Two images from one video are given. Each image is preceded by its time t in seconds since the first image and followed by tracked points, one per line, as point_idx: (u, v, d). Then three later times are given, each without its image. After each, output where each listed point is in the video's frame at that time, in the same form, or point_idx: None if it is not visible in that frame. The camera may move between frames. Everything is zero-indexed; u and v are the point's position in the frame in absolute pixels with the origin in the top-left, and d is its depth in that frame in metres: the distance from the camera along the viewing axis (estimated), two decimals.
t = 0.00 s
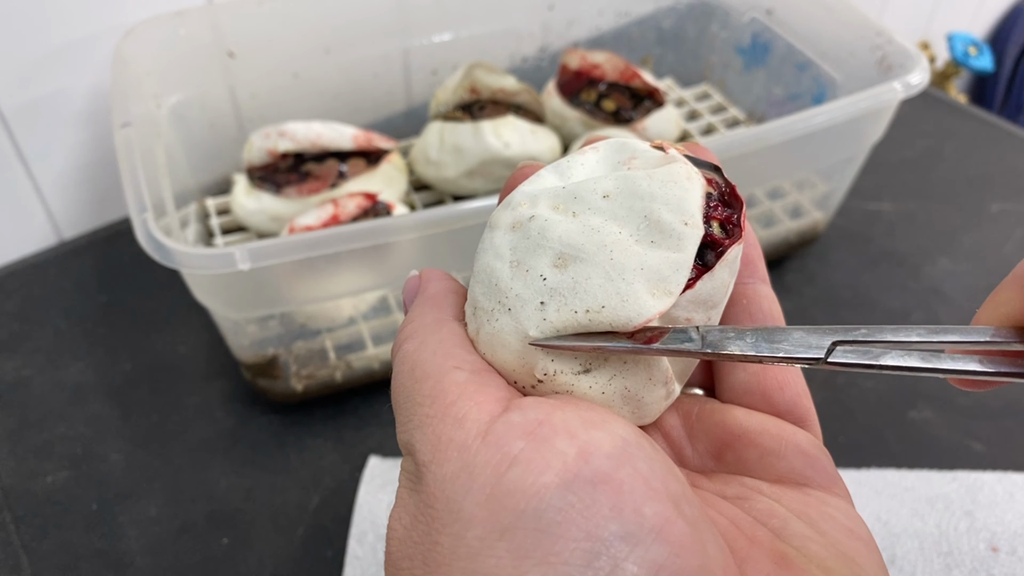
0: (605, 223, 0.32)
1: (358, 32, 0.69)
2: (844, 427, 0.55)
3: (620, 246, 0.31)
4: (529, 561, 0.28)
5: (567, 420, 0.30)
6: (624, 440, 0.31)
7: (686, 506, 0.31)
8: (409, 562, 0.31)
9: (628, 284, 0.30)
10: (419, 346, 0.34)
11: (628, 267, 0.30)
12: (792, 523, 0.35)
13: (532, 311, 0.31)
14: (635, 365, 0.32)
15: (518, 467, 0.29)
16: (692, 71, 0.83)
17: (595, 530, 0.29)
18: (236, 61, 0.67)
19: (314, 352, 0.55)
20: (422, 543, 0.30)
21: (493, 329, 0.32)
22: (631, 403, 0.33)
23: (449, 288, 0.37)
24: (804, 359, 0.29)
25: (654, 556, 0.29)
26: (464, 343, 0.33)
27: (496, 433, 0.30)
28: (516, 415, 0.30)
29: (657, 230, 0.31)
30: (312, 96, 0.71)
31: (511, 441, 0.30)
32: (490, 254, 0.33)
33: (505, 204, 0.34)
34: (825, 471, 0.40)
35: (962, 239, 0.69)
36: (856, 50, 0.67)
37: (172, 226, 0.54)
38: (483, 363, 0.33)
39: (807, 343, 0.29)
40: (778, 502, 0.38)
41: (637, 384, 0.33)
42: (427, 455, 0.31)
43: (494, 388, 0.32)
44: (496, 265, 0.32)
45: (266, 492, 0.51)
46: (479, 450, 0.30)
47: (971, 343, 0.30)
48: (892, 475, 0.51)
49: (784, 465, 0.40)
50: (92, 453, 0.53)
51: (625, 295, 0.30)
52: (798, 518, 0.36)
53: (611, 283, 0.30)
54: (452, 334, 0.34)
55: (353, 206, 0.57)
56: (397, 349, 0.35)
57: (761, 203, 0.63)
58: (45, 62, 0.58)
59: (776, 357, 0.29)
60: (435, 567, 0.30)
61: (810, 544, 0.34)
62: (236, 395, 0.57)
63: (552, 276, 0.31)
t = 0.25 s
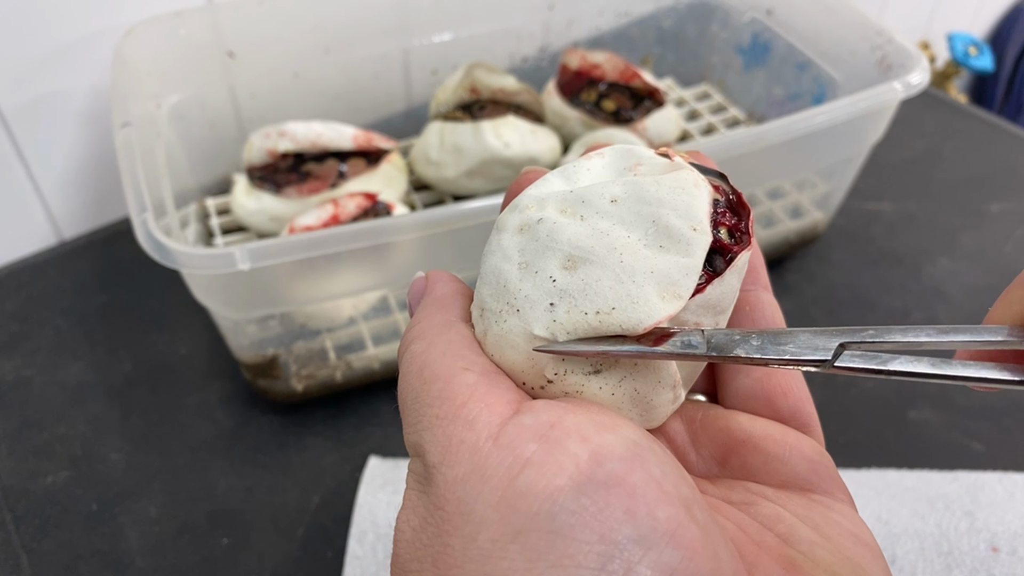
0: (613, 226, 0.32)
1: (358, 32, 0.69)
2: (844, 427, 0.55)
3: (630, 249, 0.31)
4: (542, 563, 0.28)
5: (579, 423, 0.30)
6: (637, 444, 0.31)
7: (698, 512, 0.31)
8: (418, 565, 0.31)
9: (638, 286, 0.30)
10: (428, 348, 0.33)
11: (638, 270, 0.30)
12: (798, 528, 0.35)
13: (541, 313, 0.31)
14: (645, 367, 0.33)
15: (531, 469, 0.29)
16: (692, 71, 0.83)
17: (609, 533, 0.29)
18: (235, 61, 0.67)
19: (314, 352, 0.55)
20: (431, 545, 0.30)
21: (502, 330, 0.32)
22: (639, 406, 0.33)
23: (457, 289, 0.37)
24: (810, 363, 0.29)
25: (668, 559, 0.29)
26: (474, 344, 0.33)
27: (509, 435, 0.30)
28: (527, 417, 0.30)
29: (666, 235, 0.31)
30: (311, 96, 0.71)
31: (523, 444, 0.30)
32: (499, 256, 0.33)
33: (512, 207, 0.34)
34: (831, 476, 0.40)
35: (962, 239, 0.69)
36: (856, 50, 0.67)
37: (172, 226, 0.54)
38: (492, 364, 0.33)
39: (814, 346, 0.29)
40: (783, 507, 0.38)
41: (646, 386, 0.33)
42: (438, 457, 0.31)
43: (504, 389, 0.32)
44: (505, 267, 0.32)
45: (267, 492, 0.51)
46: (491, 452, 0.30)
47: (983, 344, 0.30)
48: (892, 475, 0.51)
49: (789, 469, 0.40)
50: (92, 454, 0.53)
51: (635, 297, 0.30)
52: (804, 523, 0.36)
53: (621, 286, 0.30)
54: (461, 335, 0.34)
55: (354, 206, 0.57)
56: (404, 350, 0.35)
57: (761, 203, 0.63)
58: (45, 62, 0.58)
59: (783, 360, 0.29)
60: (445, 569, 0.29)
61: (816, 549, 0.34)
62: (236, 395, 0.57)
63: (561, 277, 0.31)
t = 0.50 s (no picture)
0: (610, 226, 0.32)
1: (358, 32, 0.69)
2: (844, 427, 0.55)
3: (628, 249, 0.31)
4: (532, 564, 0.28)
5: (567, 424, 0.30)
6: (628, 444, 0.31)
7: (688, 510, 0.31)
8: (409, 566, 0.31)
9: (637, 284, 0.30)
10: (419, 351, 0.33)
11: (637, 269, 0.30)
12: (790, 526, 0.35)
13: (541, 312, 0.31)
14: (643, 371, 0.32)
15: (518, 471, 0.29)
16: (692, 71, 0.83)
17: (597, 533, 0.29)
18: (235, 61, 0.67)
19: (314, 352, 0.55)
20: (422, 547, 0.30)
21: (501, 330, 0.32)
22: (636, 411, 0.33)
23: (448, 291, 0.37)
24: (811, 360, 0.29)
25: (656, 560, 0.29)
26: (465, 346, 0.33)
27: (497, 436, 0.30)
28: (516, 418, 0.30)
29: (663, 235, 0.31)
30: (312, 96, 0.71)
31: (512, 445, 0.30)
32: (496, 255, 0.33)
33: (508, 207, 0.34)
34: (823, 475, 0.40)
35: (963, 240, 0.69)
36: (856, 50, 0.67)
37: (171, 226, 0.54)
38: (483, 366, 0.33)
39: (816, 343, 0.29)
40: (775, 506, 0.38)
41: (644, 391, 0.33)
42: (428, 459, 0.31)
43: (494, 390, 0.32)
44: (503, 267, 0.32)
45: (266, 492, 0.51)
46: (479, 453, 0.30)
47: (988, 344, 0.28)
48: (892, 475, 0.51)
49: (781, 469, 0.40)
50: (92, 454, 0.53)
51: (635, 295, 0.30)
52: (796, 522, 0.36)
53: (620, 284, 0.30)
54: (452, 338, 0.34)
55: (354, 206, 0.57)
56: (396, 353, 0.35)
57: (760, 203, 0.63)
58: (45, 62, 0.58)
59: (785, 357, 0.29)
60: (436, 570, 0.29)
61: (808, 548, 0.34)
62: (236, 395, 0.57)
63: (560, 276, 0.31)
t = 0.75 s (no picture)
0: (614, 233, 0.32)
1: (358, 32, 0.69)
2: (844, 427, 0.55)
3: (632, 254, 0.31)
4: (526, 566, 0.28)
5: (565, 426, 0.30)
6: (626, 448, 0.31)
7: (683, 515, 0.31)
8: (404, 567, 0.31)
9: (642, 289, 0.30)
10: (419, 355, 0.34)
11: (642, 275, 0.30)
12: (785, 534, 0.35)
13: (547, 316, 0.31)
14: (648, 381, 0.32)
15: (515, 473, 0.29)
16: (692, 71, 0.83)
17: (592, 536, 0.29)
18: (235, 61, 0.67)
19: (314, 352, 0.55)
20: (417, 548, 0.30)
21: (505, 334, 0.32)
22: (640, 422, 0.33)
23: (448, 294, 0.37)
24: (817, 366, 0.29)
25: (651, 563, 0.29)
26: (464, 350, 0.33)
27: (494, 438, 0.30)
28: (513, 420, 0.30)
29: (668, 242, 0.31)
30: (311, 96, 0.71)
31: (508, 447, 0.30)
32: (501, 259, 0.33)
33: (512, 212, 0.34)
34: (820, 484, 0.40)
35: (963, 240, 0.69)
36: (857, 50, 0.67)
37: (172, 226, 0.54)
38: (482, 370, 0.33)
39: (822, 349, 0.30)
40: (771, 514, 0.38)
41: (648, 401, 0.32)
42: (425, 461, 0.31)
43: (493, 394, 0.32)
44: (508, 271, 0.32)
45: (266, 492, 0.51)
46: (476, 455, 0.30)
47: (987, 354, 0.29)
48: (892, 475, 0.51)
49: (778, 478, 0.40)
50: (92, 454, 0.53)
51: (640, 301, 0.30)
52: (792, 530, 0.36)
53: (626, 290, 0.30)
54: (453, 341, 0.34)
55: (353, 206, 0.57)
56: (396, 357, 0.35)
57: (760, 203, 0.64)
58: (45, 62, 0.58)
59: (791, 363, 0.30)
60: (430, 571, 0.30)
61: (803, 556, 0.34)
62: (236, 396, 0.57)
63: (566, 281, 0.31)
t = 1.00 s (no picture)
0: (613, 241, 0.32)
1: (358, 32, 0.69)
2: (843, 427, 0.55)
3: (630, 262, 0.31)
4: (514, 564, 0.28)
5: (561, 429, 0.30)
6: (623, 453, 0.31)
7: (674, 520, 0.30)
8: (399, 567, 0.31)
9: (639, 296, 0.30)
10: (419, 358, 0.34)
11: (639, 282, 0.30)
12: (777, 544, 0.36)
13: (545, 321, 0.31)
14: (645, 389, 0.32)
15: (507, 473, 0.29)
16: (692, 71, 0.83)
17: (584, 538, 0.29)
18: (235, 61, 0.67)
19: (314, 352, 0.55)
20: (412, 547, 0.31)
21: (505, 338, 0.32)
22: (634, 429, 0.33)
23: (452, 301, 0.38)
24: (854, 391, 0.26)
25: (641, 564, 0.29)
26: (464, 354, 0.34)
27: (489, 438, 0.30)
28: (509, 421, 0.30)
29: (666, 249, 0.31)
30: (311, 95, 0.71)
31: (502, 447, 0.30)
32: (501, 267, 0.33)
33: (515, 221, 0.34)
34: (813, 496, 0.41)
35: (963, 240, 0.69)
36: (856, 51, 0.67)
37: (172, 226, 0.54)
38: (481, 374, 0.33)
39: (862, 371, 0.26)
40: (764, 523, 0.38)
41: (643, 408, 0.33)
42: (421, 461, 0.31)
43: (491, 397, 0.32)
44: (507, 277, 0.33)
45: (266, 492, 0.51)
46: (471, 455, 0.30)
47: None
48: (892, 475, 0.51)
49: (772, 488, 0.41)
50: (92, 454, 0.53)
51: (637, 308, 0.30)
52: (784, 539, 0.36)
53: (623, 296, 0.30)
54: (454, 346, 0.34)
55: (354, 206, 0.57)
56: (396, 361, 0.36)
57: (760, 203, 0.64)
58: (45, 62, 0.58)
59: (826, 387, 0.27)
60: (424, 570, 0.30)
61: (795, 566, 0.34)
62: (236, 396, 0.57)
63: (564, 287, 0.31)
